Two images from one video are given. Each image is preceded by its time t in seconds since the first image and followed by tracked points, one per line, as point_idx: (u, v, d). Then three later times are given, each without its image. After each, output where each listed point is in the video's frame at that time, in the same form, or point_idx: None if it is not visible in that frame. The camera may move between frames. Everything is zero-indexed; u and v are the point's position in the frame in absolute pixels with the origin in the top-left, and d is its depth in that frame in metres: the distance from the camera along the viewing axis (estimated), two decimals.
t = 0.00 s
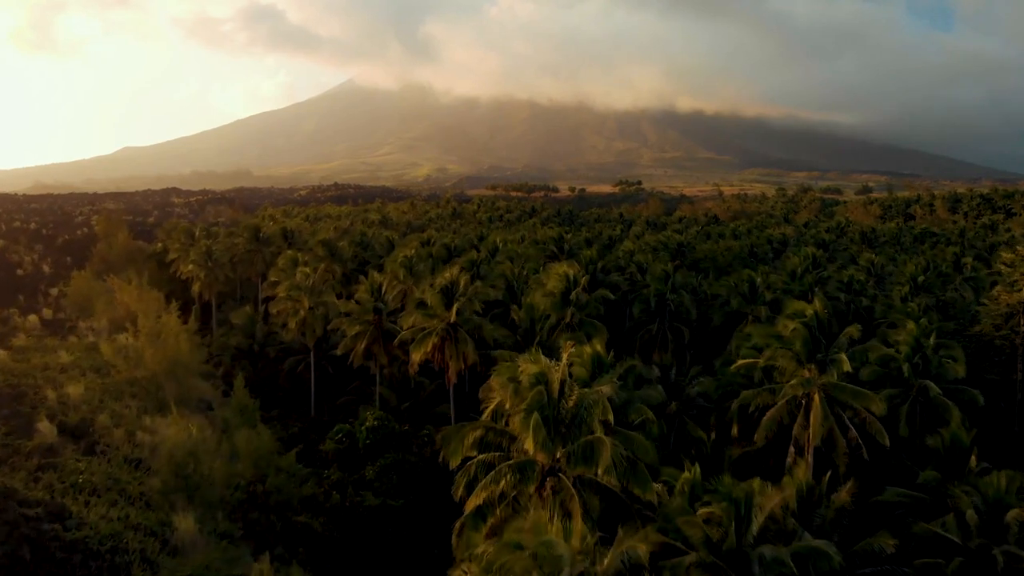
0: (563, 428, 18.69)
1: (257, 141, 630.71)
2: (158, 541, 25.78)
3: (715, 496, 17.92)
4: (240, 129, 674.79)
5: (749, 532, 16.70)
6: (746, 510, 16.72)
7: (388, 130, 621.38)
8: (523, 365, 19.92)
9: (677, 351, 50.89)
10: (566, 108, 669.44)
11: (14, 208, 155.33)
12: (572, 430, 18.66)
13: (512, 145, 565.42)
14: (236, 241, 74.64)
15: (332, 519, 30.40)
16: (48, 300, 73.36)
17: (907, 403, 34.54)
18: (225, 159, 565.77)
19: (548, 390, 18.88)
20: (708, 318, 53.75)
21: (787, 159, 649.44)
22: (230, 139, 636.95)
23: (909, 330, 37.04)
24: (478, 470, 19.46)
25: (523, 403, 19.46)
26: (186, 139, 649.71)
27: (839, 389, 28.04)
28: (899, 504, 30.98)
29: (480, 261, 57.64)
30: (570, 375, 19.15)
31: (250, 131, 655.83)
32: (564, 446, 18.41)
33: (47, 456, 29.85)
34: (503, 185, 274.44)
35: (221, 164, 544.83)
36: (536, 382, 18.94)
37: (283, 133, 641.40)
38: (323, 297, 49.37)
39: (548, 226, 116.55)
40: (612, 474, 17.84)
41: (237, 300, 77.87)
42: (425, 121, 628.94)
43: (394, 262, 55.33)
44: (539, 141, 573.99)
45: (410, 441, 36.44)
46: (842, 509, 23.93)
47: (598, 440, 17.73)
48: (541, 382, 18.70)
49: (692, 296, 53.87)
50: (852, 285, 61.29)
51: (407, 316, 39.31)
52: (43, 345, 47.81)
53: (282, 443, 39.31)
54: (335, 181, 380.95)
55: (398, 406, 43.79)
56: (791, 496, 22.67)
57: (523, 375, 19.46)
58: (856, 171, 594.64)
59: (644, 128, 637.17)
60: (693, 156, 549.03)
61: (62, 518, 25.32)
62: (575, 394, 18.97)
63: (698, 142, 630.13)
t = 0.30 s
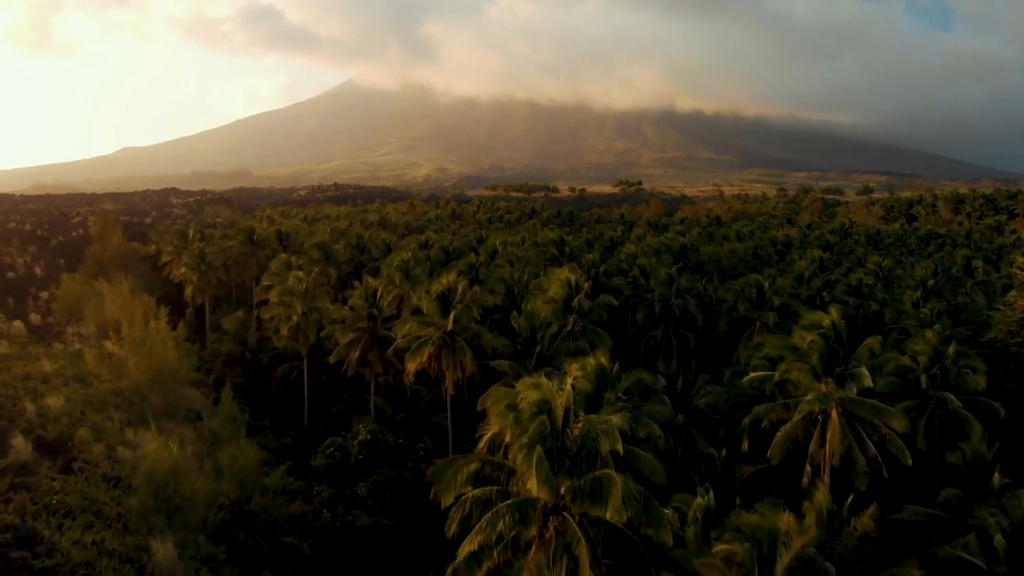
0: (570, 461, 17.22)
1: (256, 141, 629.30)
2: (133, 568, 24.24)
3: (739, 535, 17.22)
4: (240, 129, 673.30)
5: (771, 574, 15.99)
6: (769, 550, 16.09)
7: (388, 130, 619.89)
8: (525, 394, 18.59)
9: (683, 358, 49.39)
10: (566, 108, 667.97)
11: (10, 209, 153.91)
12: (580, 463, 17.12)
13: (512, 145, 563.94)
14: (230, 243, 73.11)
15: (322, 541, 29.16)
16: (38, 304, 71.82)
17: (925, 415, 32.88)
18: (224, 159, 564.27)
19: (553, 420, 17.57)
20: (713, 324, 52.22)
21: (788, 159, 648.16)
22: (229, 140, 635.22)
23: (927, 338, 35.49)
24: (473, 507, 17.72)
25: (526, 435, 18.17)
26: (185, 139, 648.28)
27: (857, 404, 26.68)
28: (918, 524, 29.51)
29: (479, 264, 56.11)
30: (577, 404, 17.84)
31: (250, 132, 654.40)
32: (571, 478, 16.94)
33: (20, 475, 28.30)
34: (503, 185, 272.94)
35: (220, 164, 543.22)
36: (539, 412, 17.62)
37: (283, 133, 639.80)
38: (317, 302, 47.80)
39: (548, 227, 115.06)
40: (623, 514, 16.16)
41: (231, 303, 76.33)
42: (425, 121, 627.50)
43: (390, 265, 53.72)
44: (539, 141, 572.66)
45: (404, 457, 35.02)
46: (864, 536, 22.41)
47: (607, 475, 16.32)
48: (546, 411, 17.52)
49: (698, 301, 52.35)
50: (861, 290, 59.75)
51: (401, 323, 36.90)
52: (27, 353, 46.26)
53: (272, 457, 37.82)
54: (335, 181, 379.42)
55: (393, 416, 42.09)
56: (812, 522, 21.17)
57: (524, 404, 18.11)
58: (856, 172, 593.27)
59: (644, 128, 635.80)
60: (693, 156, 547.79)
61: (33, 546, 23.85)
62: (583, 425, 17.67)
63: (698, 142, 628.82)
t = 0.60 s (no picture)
0: (575, 500, 16.49)
1: (256, 141, 628.20)
2: None
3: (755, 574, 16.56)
4: (240, 129, 672.09)
5: None
6: None
7: (388, 130, 618.56)
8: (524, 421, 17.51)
9: (687, 365, 47.94)
10: (567, 108, 666.55)
11: (6, 209, 152.67)
12: (586, 502, 16.47)
13: (512, 145, 562.67)
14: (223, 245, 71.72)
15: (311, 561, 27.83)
16: (29, 307, 70.51)
17: (943, 429, 31.63)
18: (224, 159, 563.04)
19: (556, 453, 16.62)
20: (718, 329, 50.83)
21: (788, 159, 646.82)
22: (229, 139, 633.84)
23: (943, 347, 34.01)
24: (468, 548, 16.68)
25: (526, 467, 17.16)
26: (185, 139, 647.70)
27: (876, 420, 25.30)
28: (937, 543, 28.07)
29: (477, 268, 54.70)
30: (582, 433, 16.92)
31: (249, 131, 653.07)
32: (576, 519, 16.11)
33: None
34: (503, 185, 271.62)
35: (219, 164, 541.97)
36: (542, 444, 16.58)
37: (282, 133, 638.48)
38: (310, 307, 46.31)
39: (548, 228, 113.69)
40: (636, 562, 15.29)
41: (225, 306, 75.01)
42: (425, 121, 626.16)
43: (386, 268, 52.26)
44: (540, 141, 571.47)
45: (399, 471, 33.67)
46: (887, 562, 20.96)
47: (617, 519, 15.46)
48: (550, 445, 16.52)
49: (702, 306, 50.95)
50: (868, 294, 58.38)
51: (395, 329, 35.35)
52: (12, 360, 44.92)
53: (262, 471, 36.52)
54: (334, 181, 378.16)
55: (388, 426, 40.59)
56: (831, 552, 20.00)
57: (524, 435, 17.02)
58: (857, 172, 591.94)
59: (644, 128, 634.40)
60: (693, 155, 546.48)
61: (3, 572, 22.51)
62: (589, 458, 16.76)
63: (699, 142, 627.54)
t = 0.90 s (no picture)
0: (582, 538, 15.96)
1: (256, 141, 627.23)
2: None
3: None
4: (240, 129, 671.08)
5: None
6: None
7: (388, 130, 617.40)
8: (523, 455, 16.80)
9: (692, 372, 46.66)
10: (567, 108, 665.27)
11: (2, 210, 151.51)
12: (592, 540, 15.99)
13: (512, 145, 561.52)
14: (219, 247, 70.49)
15: None
16: (20, 310, 69.33)
17: (959, 441, 30.26)
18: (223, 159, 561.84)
19: (559, 487, 16.04)
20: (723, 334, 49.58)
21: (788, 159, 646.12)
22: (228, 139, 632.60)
23: (960, 355, 32.61)
24: None
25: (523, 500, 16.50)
26: (184, 139, 646.32)
27: (893, 434, 24.10)
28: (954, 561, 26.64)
29: (476, 271, 53.45)
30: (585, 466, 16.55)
31: (249, 131, 651.87)
32: (582, 561, 15.59)
33: None
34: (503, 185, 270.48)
35: (219, 164, 540.70)
36: (545, 480, 15.93)
37: (282, 133, 637.29)
38: (304, 312, 45.02)
39: (549, 229, 112.89)
40: None
41: (220, 308, 73.84)
42: (425, 121, 625.54)
43: (383, 271, 51.02)
44: (540, 141, 570.65)
45: (394, 485, 32.48)
46: None
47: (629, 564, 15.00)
48: (553, 479, 15.91)
49: (707, 310, 49.71)
50: (876, 297, 57.12)
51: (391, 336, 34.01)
52: None
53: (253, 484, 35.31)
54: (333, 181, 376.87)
55: (383, 435, 39.24)
56: None
57: (524, 470, 16.31)
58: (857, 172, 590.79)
59: (645, 128, 633.25)
60: (694, 155, 545.72)
61: None
62: (593, 493, 16.28)
63: (699, 142, 626.81)
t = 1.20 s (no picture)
0: None
1: (256, 141, 626.53)
2: None
3: None
4: (239, 129, 670.18)
5: None
6: None
7: (388, 130, 615.96)
8: (524, 505, 18.71)
9: (697, 379, 45.21)
10: (567, 108, 663.86)
11: None
12: None
13: (512, 145, 560.25)
14: (212, 249, 69.18)
15: None
16: (9, 314, 67.91)
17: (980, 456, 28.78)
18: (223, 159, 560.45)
19: (564, 536, 17.91)
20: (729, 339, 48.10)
21: (789, 159, 645.18)
22: (228, 139, 631.13)
23: (981, 366, 31.08)
24: None
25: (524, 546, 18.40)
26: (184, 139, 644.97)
27: (916, 453, 22.79)
28: None
29: (475, 275, 52.06)
30: (591, 514, 18.21)
31: (249, 131, 650.62)
32: None
33: None
34: (504, 185, 268.93)
35: (219, 164, 539.28)
36: (548, 532, 17.69)
37: (282, 133, 636.09)
38: (297, 318, 43.60)
39: (550, 231, 111.77)
40: None
41: (214, 312, 72.51)
42: (426, 121, 624.26)
43: (379, 275, 49.56)
44: (540, 141, 569.84)
45: (388, 502, 30.84)
46: None
47: None
48: (554, 530, 17.73)
49: (713, 315, 48.26)
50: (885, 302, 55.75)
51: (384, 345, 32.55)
52: None
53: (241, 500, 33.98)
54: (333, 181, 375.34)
55: (377, 447, 37.73)
56: None
57: (526, 523, 18.09)
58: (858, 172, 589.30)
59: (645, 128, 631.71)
60: (694, 155, 544.89)
61: None
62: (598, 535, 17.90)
63: (699, 142, 625.98)
